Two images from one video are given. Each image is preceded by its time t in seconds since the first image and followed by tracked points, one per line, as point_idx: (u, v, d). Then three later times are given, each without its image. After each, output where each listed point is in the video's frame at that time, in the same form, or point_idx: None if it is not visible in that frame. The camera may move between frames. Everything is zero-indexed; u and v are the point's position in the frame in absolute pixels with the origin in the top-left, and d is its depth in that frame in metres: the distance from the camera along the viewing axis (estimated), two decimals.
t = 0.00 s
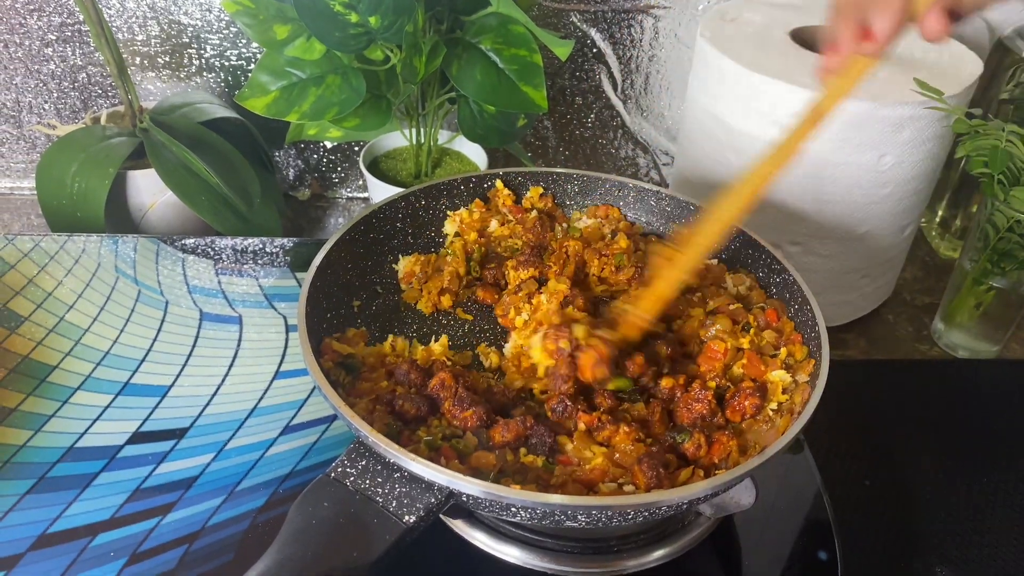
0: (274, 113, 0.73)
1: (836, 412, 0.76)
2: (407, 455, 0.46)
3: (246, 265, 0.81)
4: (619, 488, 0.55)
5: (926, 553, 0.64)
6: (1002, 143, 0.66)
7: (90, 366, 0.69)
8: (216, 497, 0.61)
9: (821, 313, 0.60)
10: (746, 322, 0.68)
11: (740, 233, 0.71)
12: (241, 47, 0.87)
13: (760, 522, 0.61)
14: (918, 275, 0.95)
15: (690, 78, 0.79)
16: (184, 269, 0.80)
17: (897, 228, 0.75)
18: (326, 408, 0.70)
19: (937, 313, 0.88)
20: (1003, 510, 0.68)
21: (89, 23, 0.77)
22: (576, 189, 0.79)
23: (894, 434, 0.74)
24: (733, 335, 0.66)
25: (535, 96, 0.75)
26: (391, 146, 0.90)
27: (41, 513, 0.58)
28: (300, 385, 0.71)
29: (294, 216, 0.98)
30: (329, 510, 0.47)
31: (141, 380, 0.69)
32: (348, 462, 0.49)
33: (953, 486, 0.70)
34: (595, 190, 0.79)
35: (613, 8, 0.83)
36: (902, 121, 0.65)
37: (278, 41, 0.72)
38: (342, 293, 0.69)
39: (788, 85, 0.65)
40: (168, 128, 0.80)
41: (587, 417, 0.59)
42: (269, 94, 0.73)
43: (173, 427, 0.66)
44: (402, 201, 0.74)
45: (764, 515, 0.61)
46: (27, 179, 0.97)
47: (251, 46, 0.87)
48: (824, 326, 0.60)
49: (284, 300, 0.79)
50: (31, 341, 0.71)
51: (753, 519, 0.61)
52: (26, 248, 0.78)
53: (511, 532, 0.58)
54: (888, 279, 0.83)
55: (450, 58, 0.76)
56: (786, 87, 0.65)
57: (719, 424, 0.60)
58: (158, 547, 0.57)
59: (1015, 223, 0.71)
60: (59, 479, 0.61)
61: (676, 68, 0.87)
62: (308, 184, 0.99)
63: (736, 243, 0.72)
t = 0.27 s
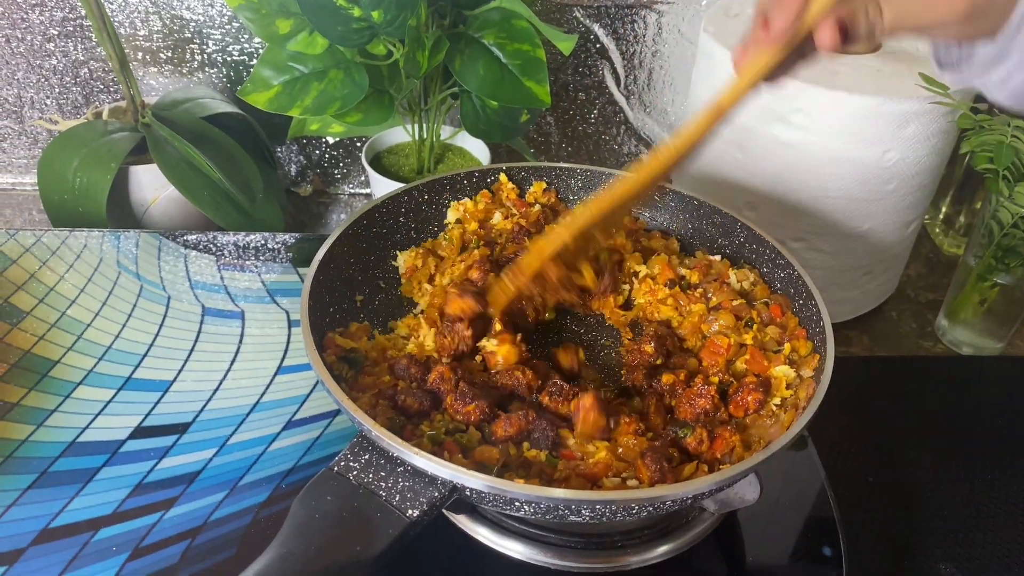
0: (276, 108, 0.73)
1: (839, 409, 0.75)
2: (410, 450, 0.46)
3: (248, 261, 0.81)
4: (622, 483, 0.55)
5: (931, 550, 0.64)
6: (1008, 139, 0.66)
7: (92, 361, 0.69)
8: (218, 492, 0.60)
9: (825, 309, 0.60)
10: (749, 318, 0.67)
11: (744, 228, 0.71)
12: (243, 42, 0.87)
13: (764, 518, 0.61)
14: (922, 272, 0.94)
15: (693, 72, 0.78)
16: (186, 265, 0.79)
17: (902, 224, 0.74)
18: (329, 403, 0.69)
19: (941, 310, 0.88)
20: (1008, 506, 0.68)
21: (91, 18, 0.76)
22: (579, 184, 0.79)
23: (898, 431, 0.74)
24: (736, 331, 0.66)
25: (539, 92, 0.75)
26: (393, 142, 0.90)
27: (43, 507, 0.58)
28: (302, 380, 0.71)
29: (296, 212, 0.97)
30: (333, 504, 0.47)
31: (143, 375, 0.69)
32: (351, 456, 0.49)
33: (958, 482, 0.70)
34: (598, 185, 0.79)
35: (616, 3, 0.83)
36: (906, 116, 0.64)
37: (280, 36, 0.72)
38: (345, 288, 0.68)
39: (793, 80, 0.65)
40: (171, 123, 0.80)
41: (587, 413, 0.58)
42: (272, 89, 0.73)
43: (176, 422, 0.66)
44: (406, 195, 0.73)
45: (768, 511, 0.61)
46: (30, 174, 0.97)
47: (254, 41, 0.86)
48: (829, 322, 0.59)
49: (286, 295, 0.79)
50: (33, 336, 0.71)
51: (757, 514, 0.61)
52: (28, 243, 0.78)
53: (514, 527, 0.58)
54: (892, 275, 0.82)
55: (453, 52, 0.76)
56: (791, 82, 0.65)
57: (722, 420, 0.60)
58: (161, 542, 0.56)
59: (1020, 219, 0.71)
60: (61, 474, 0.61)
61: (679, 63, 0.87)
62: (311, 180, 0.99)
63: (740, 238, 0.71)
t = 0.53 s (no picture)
0: (278, 107, 0.72)
1: (841, 408, 0.75)
2: (413, 448, 0.46)
3: (250, 260, 0.81)
4: (625, 481, 0.55)
5: (933, 549, 0.64)
6: (1010, 139, 0.65)
7: (94, 359, 0.69)
8: (220, 491, 0.61)
9: (827, 308, 0.60)
10: (751, 317, 0.67)
11: (746, 228, 0.71)
12: (245, 41, 0.87)
13: (766, 516, 0.61)
14: (923, 271, 0.94)
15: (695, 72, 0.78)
16: (188, 264, 0.79)
17: (904, 224, 0.74)
18: (331, 402, 0.69)
19: (942, 310, 0.88)
20: (1009, 506, 0.68)
21: (93, 17, 0.76)
22: (581, 184, 0.79)
23: (899, 430, 0.74)
24: (738, 330, 0.66)
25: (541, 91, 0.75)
26: (395, 141, 0.90)
27: (45, 505, 0.58)
28: (304, 379, 0.71)
29: (297, 210, 0.98)
30: (335, 503, 0.47)
31: (145, 374, 0.69)
32: (354, 454, 0.49)
33: (959, 482, 0.70)
34: (599, 185, 0.79)
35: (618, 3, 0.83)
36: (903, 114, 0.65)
37: (282, 35, 0.72)
38: (347, 287, 0.68)
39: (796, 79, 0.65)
40: (172, 122, 0.80)
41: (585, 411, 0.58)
42: (273, 88, 0.73)
43: (178, 420, 0.66)
44: (408, 195, 0.72)
45: (770, 510, 0.61)
46: (31, 173, 0.97)
47: (256, 40, 0.86)
48: (831, 322, 0.59)
49: (288, 294, 0.79)
50: (35, 335, 0.71)
51: (759, 513, 0.61)
52: (30, 242, 0.78)
53: (515, 526, 0.58)
54: (894, 275, 0.82)
55: (455, 52, 0.76)
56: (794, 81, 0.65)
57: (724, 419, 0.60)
58: (162, 540, 0.57)
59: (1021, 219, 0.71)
60: (64, 472, 0.61)
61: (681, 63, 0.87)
62: (312, 178, 0.99)
63: (742, 238, 0.71)
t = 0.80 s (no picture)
0: (278, 106, 0.72)
1: (841, 407, 0.75)
2: (413, 446, 0.46)
3: (249, 258, 0.81)
4: (625, 480, 0.55)
5: (932, 548, 0.64)
6: (1010, 138, 0.65)
7: (94, 357, 0.69)
8: (220, 489, 0.61)
9: (828, 307, 0.60)
10: (752, 316, 0.67)
11: (747, 227, 0.71)
12: (246, 40, 0.87)
13: (766, 515, 0.61)
14: (923, 271, 0.94)
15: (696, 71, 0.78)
16: (189, 262, 0.80)
17: (904, 223, 0.74)
18: (332, 400, 0.69)
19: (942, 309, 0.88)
20: (1009, 505, 0.68)
21: (93, 15, 0.76)
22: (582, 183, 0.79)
23: (899, 429, 0.74)
24: (738, 329, 0.67)
25: (541, 89, 0.75)
26: (395, 139, 0.90)
27: (46, 503, 0.58)
28: (304, 377, 0.71)
29: (298, 209, 0.98)
30: (336, 501, 0.47)
31: (145, 372, 0.69)
32: (354, 453, 0.49)
33: (959, 481, 0.70)
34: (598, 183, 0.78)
35: (618, 1, 0.83)
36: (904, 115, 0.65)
37: (282, 33, 0.72)
38: (347, 285, 0.68)
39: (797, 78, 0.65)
40: (173, 120, 0.80)
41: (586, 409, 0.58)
42: (274, 86, 0.73)
43: (178, 418, 0.66)
44: (408, 193, 0.73)
45: (770, 509, 0.61)
46: (32, 171, 0.97)
47: (256, 38, 0.86)
48: (831, 321, 0.59)
49: (288, 292, 0.79)
50: (35, 333, 0.71)
51: (759, 512, 0.61)
52: (30, 240, 0.78)
53: (516, 524, 0.58)
54: (894, 274, 0.82)
55: (456, 50, 0.76)
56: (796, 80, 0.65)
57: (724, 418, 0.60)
58: (163, 538, 0.57)
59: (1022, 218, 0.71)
60: (64, 470, 0.61)
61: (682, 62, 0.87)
62: (312, 177, 0.99)
63: (743, 237, 0.71)
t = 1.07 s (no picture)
0: (279, 103, 0.72)
1: (841, 405, 0.75)
2: (413, 443, 0.46)
3: (250, 255, 0.81)
4: (625, 477, 0.55)
5: (932, 545, 0.64)
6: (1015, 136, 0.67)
7: (94, 354, 0.69)
8: (220, 486, 0.61)
9: (828, 304, 0.60)
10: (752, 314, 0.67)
11: (747, 224, 0.71)
12: (246, 37, 0.86)
13: (765, 513, 0.61)
14: (923, 269, 0.94)
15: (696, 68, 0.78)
16: (188, 259, 0.79)
17: (904, 221, 0.74)
18: (331, 397, 0.69)
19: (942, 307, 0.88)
20: (1008, 502, 0.68)
21: (93, 12, 0.76)
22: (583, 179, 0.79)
23: (899, 427, 0.74)
24: (738, 327, 0.66)
25: (542, 87, 0.75)
26: (395, 137, 0.90)
27: (45, 500, 0.58)
28: (304, 375, 0.71)
29: (297, 206, 0.97)
30: (336, 497, 0.47)
31: (145, 369, 0.69)
32: (354, 449, 0.49)
33: (958, 478, 0.70)
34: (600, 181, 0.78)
35: None
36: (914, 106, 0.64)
37: (283, 30, 0.72)
38: (347, 282, 0.68)
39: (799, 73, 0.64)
40: (173, 117, 0.80)
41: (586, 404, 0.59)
42: (274, 83, 0.72)
43: (177, 416, 0.66)
44: (408, 190, 0.73)
45: (770, 507, 0.61)
46: (30, 168, 0.97)
47: (256, 35, 0.86)
48: (831, 317, 0.59)
49: (288, 290, 0.79)
50: (34, 330, 0.71)
51: (758, 509, 0.61)
52: (29, 237, 0.77)
53: (515, 521, 0.58)
54: (894, 272, 0.82)
55: (456, 47, 0.75)
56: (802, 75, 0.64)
57: (725, 415, 0.60)
58: (162, 535, 0.57)
59: None
60: (64, 467, 0.61)
61: (682, 60, 0.86)
62: (312, 174, 0.99)
63: (743, 234, 0.71)
